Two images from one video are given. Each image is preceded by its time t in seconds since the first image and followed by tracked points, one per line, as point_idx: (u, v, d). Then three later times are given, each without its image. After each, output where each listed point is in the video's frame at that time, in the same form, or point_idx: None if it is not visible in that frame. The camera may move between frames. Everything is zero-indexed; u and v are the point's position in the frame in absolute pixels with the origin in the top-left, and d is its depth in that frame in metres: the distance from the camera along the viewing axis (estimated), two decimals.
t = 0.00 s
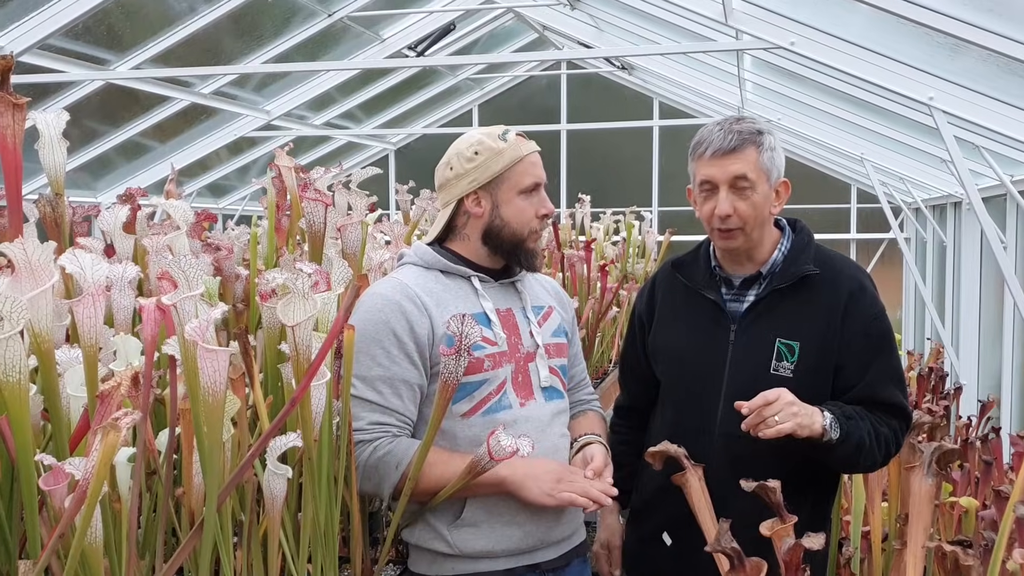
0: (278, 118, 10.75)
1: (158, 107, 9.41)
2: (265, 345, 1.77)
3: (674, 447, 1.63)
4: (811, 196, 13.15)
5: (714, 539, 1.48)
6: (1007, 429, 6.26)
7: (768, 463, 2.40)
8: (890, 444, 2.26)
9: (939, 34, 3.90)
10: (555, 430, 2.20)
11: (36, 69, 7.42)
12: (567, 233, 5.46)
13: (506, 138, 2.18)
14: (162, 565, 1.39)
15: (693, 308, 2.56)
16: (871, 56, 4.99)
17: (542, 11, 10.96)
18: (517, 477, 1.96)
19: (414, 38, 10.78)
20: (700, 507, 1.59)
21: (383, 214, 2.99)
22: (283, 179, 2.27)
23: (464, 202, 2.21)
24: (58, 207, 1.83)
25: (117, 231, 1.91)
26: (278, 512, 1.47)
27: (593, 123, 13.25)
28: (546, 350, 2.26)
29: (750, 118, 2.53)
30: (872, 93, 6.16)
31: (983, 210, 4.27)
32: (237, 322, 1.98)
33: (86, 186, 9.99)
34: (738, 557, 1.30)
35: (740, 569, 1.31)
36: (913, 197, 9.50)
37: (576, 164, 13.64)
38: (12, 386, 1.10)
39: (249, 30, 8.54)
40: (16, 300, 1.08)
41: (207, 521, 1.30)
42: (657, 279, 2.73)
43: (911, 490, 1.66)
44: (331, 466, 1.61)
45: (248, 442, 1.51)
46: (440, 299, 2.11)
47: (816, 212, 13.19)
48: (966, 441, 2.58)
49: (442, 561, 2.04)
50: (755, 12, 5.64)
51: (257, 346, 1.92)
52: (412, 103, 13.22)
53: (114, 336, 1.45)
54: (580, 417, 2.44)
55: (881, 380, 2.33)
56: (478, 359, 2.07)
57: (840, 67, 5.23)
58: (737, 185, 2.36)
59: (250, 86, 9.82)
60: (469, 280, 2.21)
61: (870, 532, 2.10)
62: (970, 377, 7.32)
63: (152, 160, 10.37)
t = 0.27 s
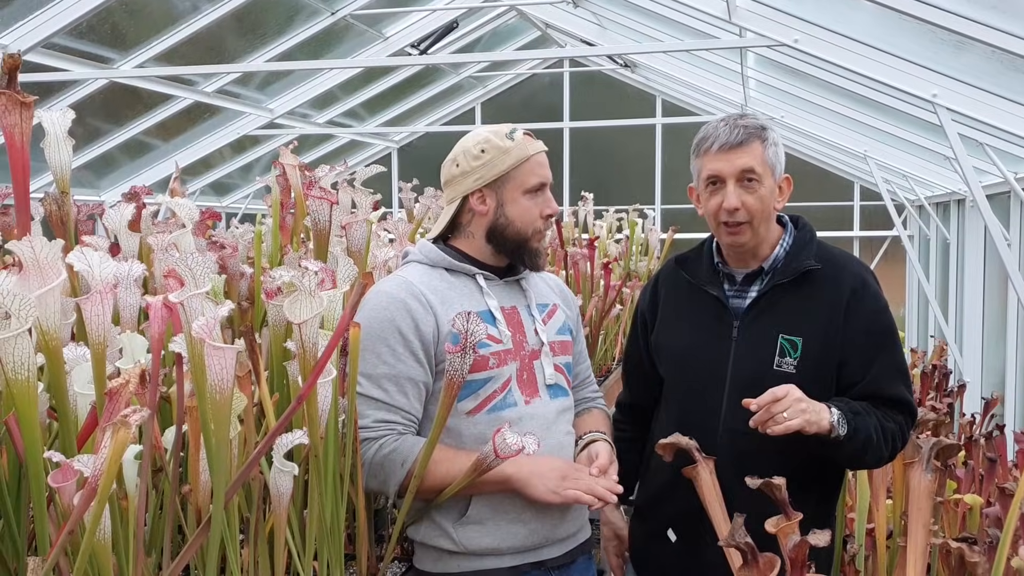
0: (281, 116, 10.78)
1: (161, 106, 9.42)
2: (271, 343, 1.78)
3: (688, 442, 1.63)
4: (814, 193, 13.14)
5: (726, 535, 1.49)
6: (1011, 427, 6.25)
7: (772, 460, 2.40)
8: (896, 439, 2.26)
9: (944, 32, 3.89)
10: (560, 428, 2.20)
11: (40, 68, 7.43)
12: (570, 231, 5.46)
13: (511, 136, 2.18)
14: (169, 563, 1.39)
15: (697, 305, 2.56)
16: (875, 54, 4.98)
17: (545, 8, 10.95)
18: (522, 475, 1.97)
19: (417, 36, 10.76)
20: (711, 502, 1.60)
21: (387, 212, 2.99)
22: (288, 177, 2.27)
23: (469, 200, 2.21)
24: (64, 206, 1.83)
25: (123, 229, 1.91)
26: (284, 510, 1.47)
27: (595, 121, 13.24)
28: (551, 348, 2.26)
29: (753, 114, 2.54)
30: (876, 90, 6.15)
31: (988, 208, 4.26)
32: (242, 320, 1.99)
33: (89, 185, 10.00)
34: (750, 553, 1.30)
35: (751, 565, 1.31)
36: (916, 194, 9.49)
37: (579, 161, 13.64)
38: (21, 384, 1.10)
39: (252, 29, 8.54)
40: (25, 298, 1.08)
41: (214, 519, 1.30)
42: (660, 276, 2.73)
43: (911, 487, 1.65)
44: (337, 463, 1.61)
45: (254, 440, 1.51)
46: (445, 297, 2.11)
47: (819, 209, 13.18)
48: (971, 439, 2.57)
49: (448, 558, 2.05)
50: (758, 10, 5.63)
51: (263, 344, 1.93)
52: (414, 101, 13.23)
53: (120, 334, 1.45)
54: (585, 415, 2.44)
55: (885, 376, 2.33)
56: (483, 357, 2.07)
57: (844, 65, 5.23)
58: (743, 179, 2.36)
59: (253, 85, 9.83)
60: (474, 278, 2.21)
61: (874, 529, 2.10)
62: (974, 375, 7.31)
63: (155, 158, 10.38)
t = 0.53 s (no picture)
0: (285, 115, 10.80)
1: (165, 105, 9.43)
2: (277, 342, 1.78)
3: (686, 445, 1.62)
4: (818, 191, 13.13)
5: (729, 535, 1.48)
6: (1016, 425, 6.24)
7: (779, 457, 2.39)
8: (904, 435, 2.26)
9: (949, 29, 3.88)
10: (565, 427, 2.20)
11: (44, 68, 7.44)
12: (574, 229, 5.46)
13: (517, 135, 2.18)
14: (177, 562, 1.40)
15: (701, 303, 2.56)
16: (880, 51, 4.97)
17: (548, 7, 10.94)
18: (528, 473, 1.97)
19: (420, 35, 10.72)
20: (709, 503, 1.59)
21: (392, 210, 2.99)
22: (293, 176, 2.27)
23: (474, 199, 2.21)
24: (70, 205, 1.84)
25: (129, 228, 1.91)
26: (290, 508, 1.47)
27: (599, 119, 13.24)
28: (557, 347, 2.26)
29: (755, 112, 2.53)
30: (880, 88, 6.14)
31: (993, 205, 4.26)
32: (248, 319, 1.99)
33: (93, 184, 10.02)
34: (753, 552, 1.30)
35: (756, 564, 1.31)
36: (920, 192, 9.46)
37: (583, 160, 13.63)
38: (29, 383, 1.11)
39: (255, 28, 8.55)
40: (34, 298, 1.09)
41: (221, 518, 1.30)
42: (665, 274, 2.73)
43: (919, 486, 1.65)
44: (343, 462, 1.62)
45: (260, 439, 1.51)
46: (450, 296, 2.12)
47: (823, 207, 13.16)
48: (977, 437, 2.57)
49: (453, 557, 2.05)
50: (763, 8, 5.62)
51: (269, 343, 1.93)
52: (418, 99, 13.23)
53: (126, 334, 1.45)
54: (590, 413, 2.44)
55: (891, 371, 2.32)
56: (489, 356, 2.07)
57: (849, 63, 5.21)
58: (746, 180, 2.36)
59: (257, 84, 9.83)
60: (480, 277, 2.21)
61: (880, 526, 2.10)
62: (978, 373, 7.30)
63: (159, 158, 10.39)
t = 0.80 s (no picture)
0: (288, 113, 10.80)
1: (168, 102, 9.43)
2: (282, 340, 1.78)
3: (697, 437, 1.62)
4: (821, 189, 13.11)
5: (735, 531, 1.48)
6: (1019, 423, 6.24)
7: (783, 455, 2.39)
8: (908, 433, 2.26)
9: (954, 27, 3.88)
10: (569, 425, 2.20)
11: (48, 65, 7.45)
12: (577, 226, 5.45)
13: (521, 133, 2.18)
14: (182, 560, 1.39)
15: (704, 300, 2.55)
16: (885, 50, 4.96)
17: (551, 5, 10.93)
18: (533, 472, 1.97)
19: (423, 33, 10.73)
20: (721, 497, 1.59)
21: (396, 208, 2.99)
22: (297, 174, 2.27)
23: (479, 197, 2.21)
24: (74, 203, 1.83)
25: (133, 227, 1.91)
26: (295, 507, 1.47)
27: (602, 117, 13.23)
28: (561, 346, 2.26)
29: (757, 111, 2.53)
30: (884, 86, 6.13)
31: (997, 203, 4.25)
32: (252, 317, 1.99)
33: (96, 181, 10.02)
34: (757, 550, 1.30)
35: (759, 562, 1.30)
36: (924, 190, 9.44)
37: (585, 158, 13.62)
38: (35, 381, 1.11)
39: (258, 26, 8.55)
40: (40, 295, 1.08)
41: (226, 516, 1.30)
42: (668, 272, 2.73)
43: (923, 484, 1.65)
44: (348, 460, 1.61)
45: (266, 436, 1.51)
46: (455, 294, 2.11)
47: (826, 205, 13.15)
48: (980, 436, 2.56)
49: (458, 555, 2.05)
50: (767, 5, 5.61)
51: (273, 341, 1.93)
52: (421, 97, 13.23)
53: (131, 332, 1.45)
54: (594, 412, 2.44)
55: (895, 369, 2.32)
56: (494, 355, 2.07)
57: (853, 61, 5.20)
58: (749, 178, 2.35)
59: (260, 81, 9.84)
60: (484, 276, 2.21)
61: (884, 525, 2.10)
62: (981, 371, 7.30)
63: (162, 155, 10.39)
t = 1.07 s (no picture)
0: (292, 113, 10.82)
1: (173, 102, 9.45)
2: (287, 340, 1.78)
3: (695, 441, 1.62)
4: (825, 189, 13.09)
5: (736, 534, 1.48)
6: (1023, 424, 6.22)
7: (786, 455, 2.39)
8: (911, 434, 2.26)
9: (960, 28, 3.87)
10: (574, 425, 2.20)
11: (54, 65, 7.47)
12: (581, 226, 5.45)
13: (526, 134, 2.18)
14: (188, 560, 1.40)
15: (708, 301, 2.55)
16: (889, 50, 4.95)
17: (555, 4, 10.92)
18: (538, 472, 1.97)
19: (427, 33, 10.75)
20: (719, 501, 1.59)
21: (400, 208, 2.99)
22: (302, 174, 2.28)
23: (484, 198, 2.21)
24: (80, 203, 1.84)
25: (140, 227, 1.91)
26: (301, 506, 1.48)
27: (606, 116, 13.22)
28: (566, 346, 2.26)
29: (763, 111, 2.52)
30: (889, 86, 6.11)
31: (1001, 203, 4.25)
32: (258, 317, 1.99)
33: (101, 181, 10.05)
34: (761, 552, 1.30)
35: (764, 564, 1.30)
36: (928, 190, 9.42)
37: (589, 157, 13.62)
38: (43, 381, 1.11)
39: (263, 26, 8.56)
40: (47, 297, 1.09)
41: (233, 517, 1.30)
42: (671, 271, 2.72)
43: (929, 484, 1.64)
44: (353, 459, 1.62)
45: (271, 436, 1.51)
46: (460, 294, 2.11)
47: (830, 205, 13.13)
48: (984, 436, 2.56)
49: (462, 555, 2.05)
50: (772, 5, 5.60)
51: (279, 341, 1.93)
52: (424, 97, 13.23)
53: (138, 332, 1.44)
54: (599, 412, 2.44)
55: (898, 371, 2.32)
56: (499, 355, 2.07)
57: (859, 61, 5.19)
58: (752, 177, 2.35)
59: (264, 81, 9.85)
60: (489, 276, 2.21)
61: (888, 525, 2.09)
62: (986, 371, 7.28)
63: (167, 155, 10.41)
